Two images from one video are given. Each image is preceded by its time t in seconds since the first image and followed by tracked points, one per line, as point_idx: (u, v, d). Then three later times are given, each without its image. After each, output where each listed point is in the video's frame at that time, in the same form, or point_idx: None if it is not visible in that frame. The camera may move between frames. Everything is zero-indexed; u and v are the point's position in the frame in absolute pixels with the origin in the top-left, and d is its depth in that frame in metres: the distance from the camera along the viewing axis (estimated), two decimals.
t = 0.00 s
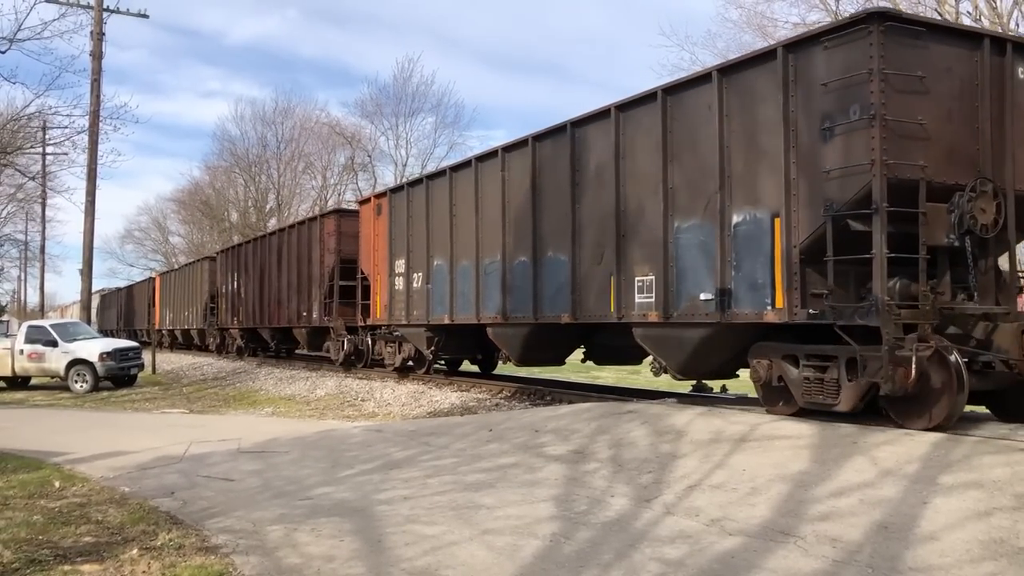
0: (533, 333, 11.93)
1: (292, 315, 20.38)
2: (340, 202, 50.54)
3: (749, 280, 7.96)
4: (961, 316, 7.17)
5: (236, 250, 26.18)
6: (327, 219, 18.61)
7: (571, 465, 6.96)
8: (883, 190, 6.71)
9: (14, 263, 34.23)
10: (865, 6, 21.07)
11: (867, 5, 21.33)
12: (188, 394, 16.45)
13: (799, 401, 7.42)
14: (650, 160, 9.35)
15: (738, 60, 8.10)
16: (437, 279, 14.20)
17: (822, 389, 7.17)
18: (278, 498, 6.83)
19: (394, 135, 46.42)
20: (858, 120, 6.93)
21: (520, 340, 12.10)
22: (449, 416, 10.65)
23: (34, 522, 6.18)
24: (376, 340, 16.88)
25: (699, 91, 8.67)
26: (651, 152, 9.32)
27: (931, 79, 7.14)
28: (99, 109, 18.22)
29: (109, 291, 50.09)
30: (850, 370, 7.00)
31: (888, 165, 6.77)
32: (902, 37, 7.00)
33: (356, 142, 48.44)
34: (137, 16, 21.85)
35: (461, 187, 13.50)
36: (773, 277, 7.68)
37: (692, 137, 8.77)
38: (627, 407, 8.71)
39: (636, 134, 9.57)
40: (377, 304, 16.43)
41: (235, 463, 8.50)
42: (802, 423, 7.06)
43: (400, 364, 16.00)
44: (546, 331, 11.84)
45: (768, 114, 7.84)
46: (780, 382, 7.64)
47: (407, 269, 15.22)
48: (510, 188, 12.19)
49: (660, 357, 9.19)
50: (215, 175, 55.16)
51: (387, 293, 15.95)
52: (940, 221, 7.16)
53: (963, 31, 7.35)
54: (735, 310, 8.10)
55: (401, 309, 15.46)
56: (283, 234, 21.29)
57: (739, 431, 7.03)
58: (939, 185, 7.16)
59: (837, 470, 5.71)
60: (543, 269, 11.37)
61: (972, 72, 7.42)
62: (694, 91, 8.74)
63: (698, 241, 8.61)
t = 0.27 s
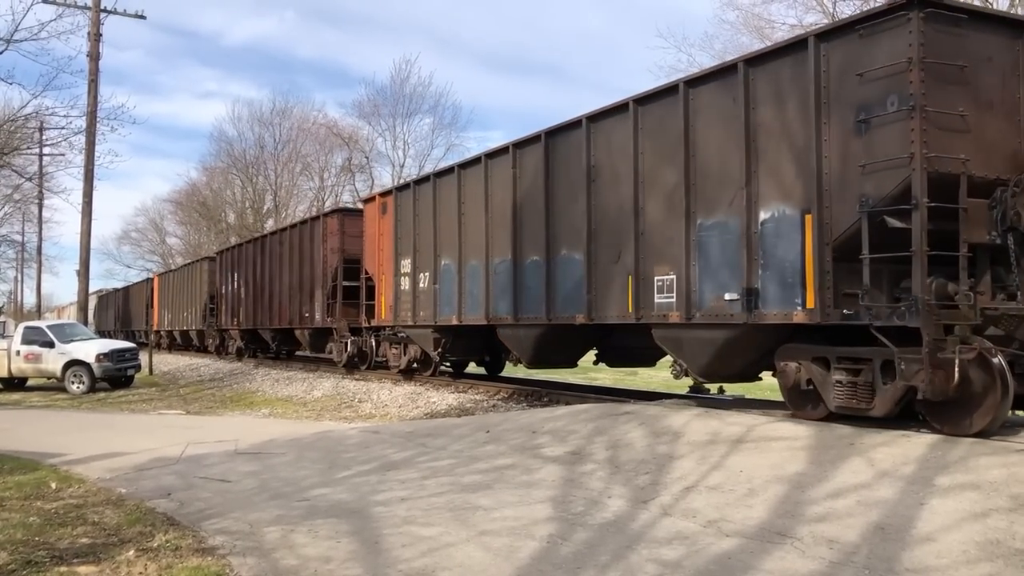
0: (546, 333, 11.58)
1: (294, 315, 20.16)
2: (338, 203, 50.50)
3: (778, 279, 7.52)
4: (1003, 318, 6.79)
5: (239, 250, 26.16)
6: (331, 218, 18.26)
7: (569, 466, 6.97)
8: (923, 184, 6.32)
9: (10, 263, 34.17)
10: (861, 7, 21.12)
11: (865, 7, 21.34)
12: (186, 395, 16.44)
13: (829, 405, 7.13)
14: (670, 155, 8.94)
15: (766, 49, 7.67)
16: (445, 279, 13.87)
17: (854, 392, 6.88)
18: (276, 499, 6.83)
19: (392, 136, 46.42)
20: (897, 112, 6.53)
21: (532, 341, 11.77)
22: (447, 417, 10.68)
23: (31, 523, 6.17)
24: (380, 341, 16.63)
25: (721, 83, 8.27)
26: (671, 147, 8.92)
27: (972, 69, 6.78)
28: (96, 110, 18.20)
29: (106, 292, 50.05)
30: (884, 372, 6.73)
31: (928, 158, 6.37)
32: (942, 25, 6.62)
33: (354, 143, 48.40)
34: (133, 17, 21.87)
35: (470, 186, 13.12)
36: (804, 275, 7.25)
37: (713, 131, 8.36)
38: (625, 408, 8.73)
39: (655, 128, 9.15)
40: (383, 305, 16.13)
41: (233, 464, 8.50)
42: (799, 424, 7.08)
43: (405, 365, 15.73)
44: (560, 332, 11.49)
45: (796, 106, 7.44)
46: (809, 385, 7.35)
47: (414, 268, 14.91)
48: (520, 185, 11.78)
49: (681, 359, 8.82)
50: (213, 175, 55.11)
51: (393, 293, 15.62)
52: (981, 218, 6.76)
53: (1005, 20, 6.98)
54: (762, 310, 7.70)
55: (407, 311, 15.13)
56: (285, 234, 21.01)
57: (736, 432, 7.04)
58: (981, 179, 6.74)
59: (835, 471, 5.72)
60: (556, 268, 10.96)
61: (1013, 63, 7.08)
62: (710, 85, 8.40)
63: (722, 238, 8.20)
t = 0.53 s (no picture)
0: (561, 333, 11.23)
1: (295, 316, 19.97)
2: (335, 203, 50.46)
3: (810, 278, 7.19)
4: None
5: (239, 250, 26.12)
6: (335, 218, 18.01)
7: (566, 468, 6.96)
8: (967, 179, 5.96)
9: (6, 264, 34.10)
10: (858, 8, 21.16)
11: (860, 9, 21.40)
12: (182, 396, 16.42)
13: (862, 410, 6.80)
14: (670, 155, 8.91)
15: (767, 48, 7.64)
16: (454, 278, 13.55)
17: (890, 396, 6.55)
18: (273, 501, 6.82)
19: (389, 136, 46.40)
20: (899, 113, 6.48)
21: (544, 343, 11.46)
22: (444, 418, 10.67)
23: (26, 525, 6.15)
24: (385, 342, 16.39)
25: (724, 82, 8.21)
26: (671, 147, 8.90)
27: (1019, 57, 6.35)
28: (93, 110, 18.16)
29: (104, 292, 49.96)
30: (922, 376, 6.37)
31: (973, 151, 6.00)
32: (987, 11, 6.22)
33: (351, 144, 48.36)
34: (130, 17, 21.85)
35: (480, 183, 12.80)
36: (838, 275, 6.92)
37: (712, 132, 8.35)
38: (622, 409, 8.73)
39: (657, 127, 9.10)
40: (388, 306, 15.84)
41: (229, 465, 8.48)
42: (796, 425, 7.09)
43: (410, 368, 15.47)
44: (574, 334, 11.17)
45: (795, 106, 7.41)
46: (840, 389, 7.04)
47: (420, 268, 14.60)
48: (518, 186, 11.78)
49: (704, 361, 8.50)
50: (210, 176, 55.04)
51: (398, 293, 15.32)
52: None
53: None
54: (792, 311, 7.35)
55: (413, 312, 14.82)
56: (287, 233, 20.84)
57: (733, 433, 7.05)
58: None
59: (832, 473, 5.72)
60: (571, 268, 10.63)
61: None
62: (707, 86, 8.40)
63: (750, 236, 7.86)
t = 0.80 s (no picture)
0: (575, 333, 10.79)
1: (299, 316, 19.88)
2: (334, 203, 50.45)
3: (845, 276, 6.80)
4: None
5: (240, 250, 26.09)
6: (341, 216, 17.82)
7: (565, 468, 6.96)
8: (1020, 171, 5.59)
9: (5, 264, 34.06)
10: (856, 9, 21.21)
11: (859, 9, 21.42)
12: (181, 396, 16.42)
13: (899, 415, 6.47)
14: (668, 158, 8.88)
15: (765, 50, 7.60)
16: (463, 277, 13.20)
17: (928, 401, 6.21)
18: (272, 500, 6.82)
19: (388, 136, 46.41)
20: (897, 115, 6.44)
21: (559, 343, 11.02)
22: (443, 419, 10.67)
23: (25, 525, 6.15)
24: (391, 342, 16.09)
25: (722, 84, 8.17)
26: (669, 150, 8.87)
27: None
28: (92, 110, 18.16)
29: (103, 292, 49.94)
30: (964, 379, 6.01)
31: None
32: None
33: (350, 144, 48.36)
34: (129, 17, 21.88)
35: (491, 180, 12.42)
36: (876, 273, 6.54)
37: (709, 135, 8.32)
38: (622, 410, 8.73)
39: (657, 129, 9.06)
40: (395, 305, 15.53)
41: (228, 465, 8.48)
42: (794, 426, 7.09)
43: (418, 369, 15.16)
44: (589, 334, 10.74)
45: (792, 109, 7.38)
46: (874, 392, 6.71)
47: (428, 267, 14.22)
48: (516, 187, 11.73)
49: (730, 363, 8.13)
50: (209, 176, 55.03)
51: (406, 293, 15.01)
52: None
53: None
54: (825, 311, 6.97)
55: (422, 312, 14.44)
56: (291, 233, 20.79)
57: (732, 433, 7.05)
58: None
59: (830, 473, 5.73)
60: (585, 267, 10.24)
61: None
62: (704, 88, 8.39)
63: (777, 233, 7.49)
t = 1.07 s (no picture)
0: (592, 332, 10.40)
1: (304, 315, 19.74)
2: (333, 202, 50.42)
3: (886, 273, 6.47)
4: None
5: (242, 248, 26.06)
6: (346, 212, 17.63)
7: (564, 467, 6.96)
8: None
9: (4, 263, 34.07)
10: (855, 9, 21.23)
11: (859, 8, 21.39)
12: (180, 395, 16.42)
13: (941, 417, 6.15)
14: (669, 156, 8.86)
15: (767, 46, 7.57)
16: (474, 275, 12.88)
17: (974, 404, 5.89)
18: (271, 499, 6.82)
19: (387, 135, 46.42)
20: (898, 113, 6.43)
21: (575, 343, 10.63)
22: (442, 418, 10.66)
23: (24, 523, 6.15)
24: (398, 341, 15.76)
25: (724, 81, 8.14)
26: (671, 148, 8.85)
27: None
28: (91, 109, 18.14)
29: (102, 290, 49.91)
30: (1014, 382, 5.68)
31: None
32: None
33: (349, 142, 48.33)
34: (129, 16, 21.92)
35: (503, 175, 12.09)
36: (920, 270, 6.22)
37: (710, 133, 8.30)
38: (621, 408, 8.73)
39: (659, 126, 9.02)
40: (401, 304, 15.23)
41: (227, 464, 8.48)
42: (793, 425, 7.09)
43: (426, 369, 14.86)
44: (607, 334, 10.35)
45: (793, 106, 7.36)
46: (914, 394, 6.40)
47: (438, 264, 13.91)
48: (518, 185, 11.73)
49: (758, 363, 7.82)
50: (208, 175, 55.01)
51: (414, 291, 14.66)
52: None
53: None
54: (863, 308, 6.64)
55: (431, 311, 14.11)
56: (295, 230, 20.63)
57: (732, 432, 7.05)
58: None
59: (830, 472, 5.73)
60: (603, 265, 9.94)
61: None
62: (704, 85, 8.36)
63: (810, 227, 7.15)
